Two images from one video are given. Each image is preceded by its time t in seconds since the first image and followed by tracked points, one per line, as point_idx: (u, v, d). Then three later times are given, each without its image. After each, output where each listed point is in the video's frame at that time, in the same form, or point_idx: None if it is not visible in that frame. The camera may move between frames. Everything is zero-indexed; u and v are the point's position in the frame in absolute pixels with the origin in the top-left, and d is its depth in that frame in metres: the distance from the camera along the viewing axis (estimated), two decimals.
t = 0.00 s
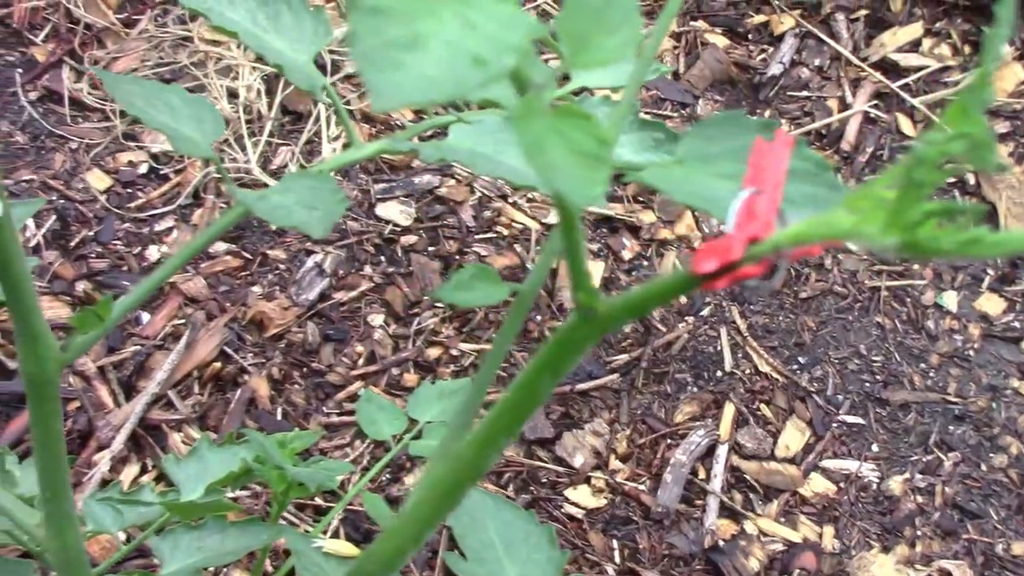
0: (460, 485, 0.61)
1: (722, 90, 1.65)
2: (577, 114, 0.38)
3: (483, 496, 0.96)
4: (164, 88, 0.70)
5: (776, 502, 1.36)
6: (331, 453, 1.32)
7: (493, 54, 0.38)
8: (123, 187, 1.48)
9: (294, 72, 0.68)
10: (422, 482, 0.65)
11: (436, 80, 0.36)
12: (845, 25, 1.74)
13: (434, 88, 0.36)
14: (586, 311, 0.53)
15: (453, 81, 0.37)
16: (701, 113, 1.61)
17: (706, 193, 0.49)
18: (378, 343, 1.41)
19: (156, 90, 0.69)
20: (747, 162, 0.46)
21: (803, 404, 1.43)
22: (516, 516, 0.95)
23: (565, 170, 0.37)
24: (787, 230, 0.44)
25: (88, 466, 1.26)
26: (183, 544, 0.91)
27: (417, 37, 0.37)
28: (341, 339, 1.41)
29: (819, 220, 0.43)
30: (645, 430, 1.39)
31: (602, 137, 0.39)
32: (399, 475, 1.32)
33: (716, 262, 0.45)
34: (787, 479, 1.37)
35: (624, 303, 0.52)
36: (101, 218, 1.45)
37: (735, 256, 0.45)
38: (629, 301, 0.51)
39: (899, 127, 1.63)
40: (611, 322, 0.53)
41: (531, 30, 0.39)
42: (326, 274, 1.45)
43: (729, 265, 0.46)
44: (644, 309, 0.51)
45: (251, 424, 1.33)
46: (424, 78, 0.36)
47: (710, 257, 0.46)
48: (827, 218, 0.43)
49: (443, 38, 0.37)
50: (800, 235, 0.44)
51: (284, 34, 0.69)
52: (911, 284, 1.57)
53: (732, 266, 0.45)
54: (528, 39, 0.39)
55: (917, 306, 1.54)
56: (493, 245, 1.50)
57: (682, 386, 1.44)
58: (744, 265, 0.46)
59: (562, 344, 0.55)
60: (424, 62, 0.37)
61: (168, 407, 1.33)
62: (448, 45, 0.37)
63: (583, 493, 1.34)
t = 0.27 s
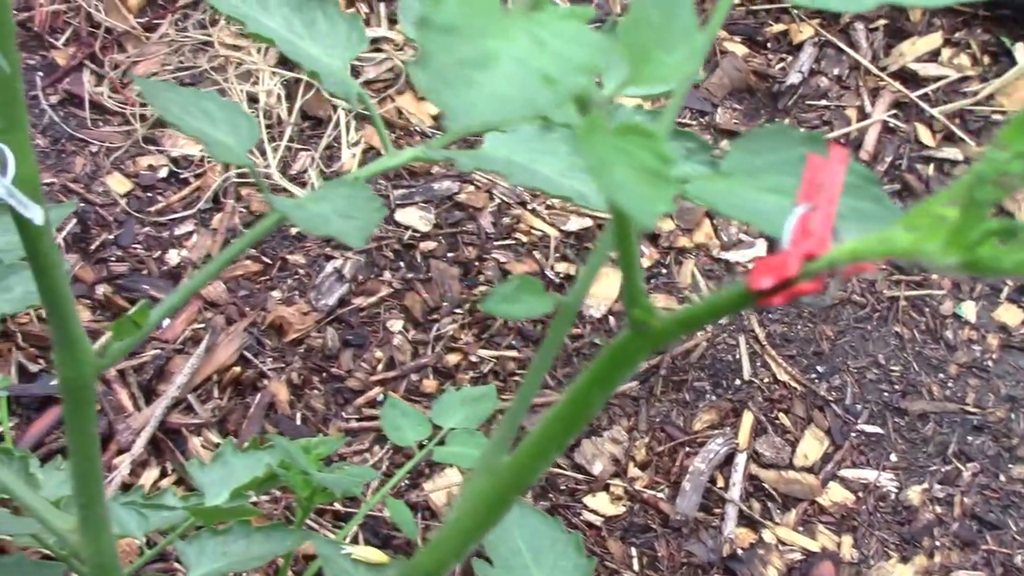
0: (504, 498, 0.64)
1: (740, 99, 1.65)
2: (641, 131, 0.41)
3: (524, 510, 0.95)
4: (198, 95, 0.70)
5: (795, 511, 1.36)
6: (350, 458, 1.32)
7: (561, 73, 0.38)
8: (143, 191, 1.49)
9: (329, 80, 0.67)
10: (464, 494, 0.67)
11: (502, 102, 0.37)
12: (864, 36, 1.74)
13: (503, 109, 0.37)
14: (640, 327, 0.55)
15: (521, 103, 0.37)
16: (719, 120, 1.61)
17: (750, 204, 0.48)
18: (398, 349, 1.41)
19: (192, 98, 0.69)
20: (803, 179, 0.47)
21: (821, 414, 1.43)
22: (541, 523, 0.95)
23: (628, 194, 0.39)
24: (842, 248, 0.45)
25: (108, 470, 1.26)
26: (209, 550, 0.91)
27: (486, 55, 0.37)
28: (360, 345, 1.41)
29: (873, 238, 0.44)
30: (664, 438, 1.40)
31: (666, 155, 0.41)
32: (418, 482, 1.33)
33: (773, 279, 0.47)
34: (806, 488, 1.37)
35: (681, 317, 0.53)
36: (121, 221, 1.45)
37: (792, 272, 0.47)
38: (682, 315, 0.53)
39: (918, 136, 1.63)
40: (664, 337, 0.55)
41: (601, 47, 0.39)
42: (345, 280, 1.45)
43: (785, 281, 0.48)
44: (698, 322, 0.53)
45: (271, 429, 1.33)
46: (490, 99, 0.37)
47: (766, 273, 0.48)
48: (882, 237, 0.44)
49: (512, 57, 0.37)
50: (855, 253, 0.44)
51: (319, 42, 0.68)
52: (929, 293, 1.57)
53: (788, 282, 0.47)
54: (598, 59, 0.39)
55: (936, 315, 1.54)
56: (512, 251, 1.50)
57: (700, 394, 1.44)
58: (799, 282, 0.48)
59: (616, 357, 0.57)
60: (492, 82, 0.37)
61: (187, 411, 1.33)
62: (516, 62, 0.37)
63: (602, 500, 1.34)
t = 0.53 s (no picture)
0: (570, 517, 0.68)
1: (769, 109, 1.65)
2: (727, 167, 0.41)
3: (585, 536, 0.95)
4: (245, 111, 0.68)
5: (825, 522, 1.35)
6: (380, 466, 1.32)
7: (649, 108, 0.38)
8: (172, 197, 1.48)
9: (378, 90, 0.65)
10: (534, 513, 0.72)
11: (592, 137, 0.36)
12: (894, 45, 1.74)
13: (595, 144, 0.36)
14: (710, 355, 0.58)
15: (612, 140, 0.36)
16: (748, 130, 1.61)
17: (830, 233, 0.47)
18: (426, 357, 1.40)
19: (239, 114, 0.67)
20: (874, 206, 0.45)
21: (850, 425, 1.42)
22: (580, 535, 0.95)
23: (714, 226, 0.39)
24: (923, 280, 0.45)
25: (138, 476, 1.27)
26: (245, 559, 0.91)
27: (574, 93, 0.37)
28: (388, 352, 1.41)
29: (956, 268, 0.44)
30: (693, 447, 1.39)
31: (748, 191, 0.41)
32: (447, 491, 1.33)
33: (848, 310, 0.47)
34: (836, 500, 1.36)
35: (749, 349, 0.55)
36: (151, 227, 1.45)
37: (867, 303, 0.46)
38: (752, 346, 0.55)
39: (948, 146, 1.63)
40: (734, 365, 0.57)
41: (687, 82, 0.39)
42: (374, 287, 1.45)
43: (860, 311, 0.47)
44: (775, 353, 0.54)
45: (300, 436, 1.33)
46: (582, 135, 0.36)
47: (841, 303, 0.47)
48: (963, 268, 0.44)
49: (600, 95, 0.37)
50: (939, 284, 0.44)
51: (366, 53, 0.66)
52: (959, 305, 1.55)
53: (863, 312, 0.47)
54: (687, 94, 0.39)
55: (966, 327, 1.53)
56: (541, 259, 1.50)
57: (729, 404, 1.44)
58: (877, 310, 0.47)
59: (688, 384, 0.60)
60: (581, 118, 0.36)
61: (216, 418, 1.34)
62: (603, 100, 0.37)
63: (632, 510, 1.34)
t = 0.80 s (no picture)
0: (675, 528, 0.77)
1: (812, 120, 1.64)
2: (835, 203, 0.47)
3: (665, 571, 0.99)
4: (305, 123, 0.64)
5: (871, 537, 1.34)
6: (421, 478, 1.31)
7: (778, 150, 0.43)
8: (215, 205, 1.48)
9: (442, 105, 0.65)
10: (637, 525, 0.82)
11: (729, 179, 0.41)
12: (939, 56, 1.72)
13: (731, 185, 0.41)
14: (812, 388, 0.68)
15: (747, 180, 0.42)
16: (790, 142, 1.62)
17: (914, 257, 0.52)
18: (469, 367, 1.40)
19: (301, 126, 0.63)
20: (977, 242, 0.52)
21: (895, 438, 1.42)
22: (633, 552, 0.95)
23: (834, 268, 0.45)
24: None
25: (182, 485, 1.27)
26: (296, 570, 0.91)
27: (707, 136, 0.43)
28: (430, 361, 1.40)
29: None
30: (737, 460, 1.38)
31: (861, 227, 0.47)
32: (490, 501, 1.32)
33: (957, 346, 0.56)
34: (880, 514, 1.35)
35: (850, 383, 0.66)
36: (193, 235, 1.45)
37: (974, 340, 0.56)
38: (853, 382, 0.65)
39: (994, 158, 1.61)
40: (833, 400, 0.68)
41: (810, 123, 0.45)
42: (417, 296, 1.45)
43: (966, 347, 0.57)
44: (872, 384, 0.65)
45: (344, 446, 1.33)
46: (715, 177, 0.41)
47: (950, 341, 0.57)
48: None
49: (724, 136, 0.43)
50: None
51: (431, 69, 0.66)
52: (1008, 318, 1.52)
53: (970, 349, 0.57)
54: (809, 136, 0.44)
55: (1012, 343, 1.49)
56: (585, 269, 1.50)
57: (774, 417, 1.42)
58: (983, 347, 0.57)
59: (790, 408, 0.70)
60: (713, 157, 0.42)
61: (259, 426, 1.34)
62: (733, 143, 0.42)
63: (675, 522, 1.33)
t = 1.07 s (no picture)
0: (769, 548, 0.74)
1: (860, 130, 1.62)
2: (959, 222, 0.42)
3: None
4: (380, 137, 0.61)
5: (918, 551, 1.33)
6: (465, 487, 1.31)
7: (914, 168, 0.38)
8: (260, 210, 1.48)
9: (506, 119, 0.65)
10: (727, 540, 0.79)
11: (863, 204, 0.37)
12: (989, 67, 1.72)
13: (866, 213, 0.37)
14: (918, 412, 0.65)
15: (883, 204, 0.37)
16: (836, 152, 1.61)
17: None
18: (514, 375, 1.40)
19: (375, 141, 0.60)
20: None
21: (942, 453, 1.41)
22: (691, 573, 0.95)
23: (950, 286, 0.41)
24: None
25: (226, 491, 1.28)
26: None
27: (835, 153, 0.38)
28: (474, 369, 1.40)
29: None
30: (782, 472, 1.36)
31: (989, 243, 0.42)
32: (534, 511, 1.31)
33: None
34: (927, 528, 1.34)
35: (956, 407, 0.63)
36: (238, 240, 1.45)
37: None
38: (959, 405, 0.63)
39: None
40: (938, 424, 0.65)
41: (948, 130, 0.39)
42: (462, 304, 1.46)
43: None
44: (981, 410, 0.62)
45: (388, 454, 1.32)
46: (847, 202, 0.37)
47: None
48: None
49: (859, 153, 0.38)
50: None
51: (496, 81, 0.66)
52: None
53: None
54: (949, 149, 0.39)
55: None
56: (630, 278, 1.50)
57: (820, 429, 1.41)
58: None
59: (889, 433, 0.67)
60: (849, 179, 0.37)
61: (304, 433, 1.34)
62: (865, 165, 0.37)
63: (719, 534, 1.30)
